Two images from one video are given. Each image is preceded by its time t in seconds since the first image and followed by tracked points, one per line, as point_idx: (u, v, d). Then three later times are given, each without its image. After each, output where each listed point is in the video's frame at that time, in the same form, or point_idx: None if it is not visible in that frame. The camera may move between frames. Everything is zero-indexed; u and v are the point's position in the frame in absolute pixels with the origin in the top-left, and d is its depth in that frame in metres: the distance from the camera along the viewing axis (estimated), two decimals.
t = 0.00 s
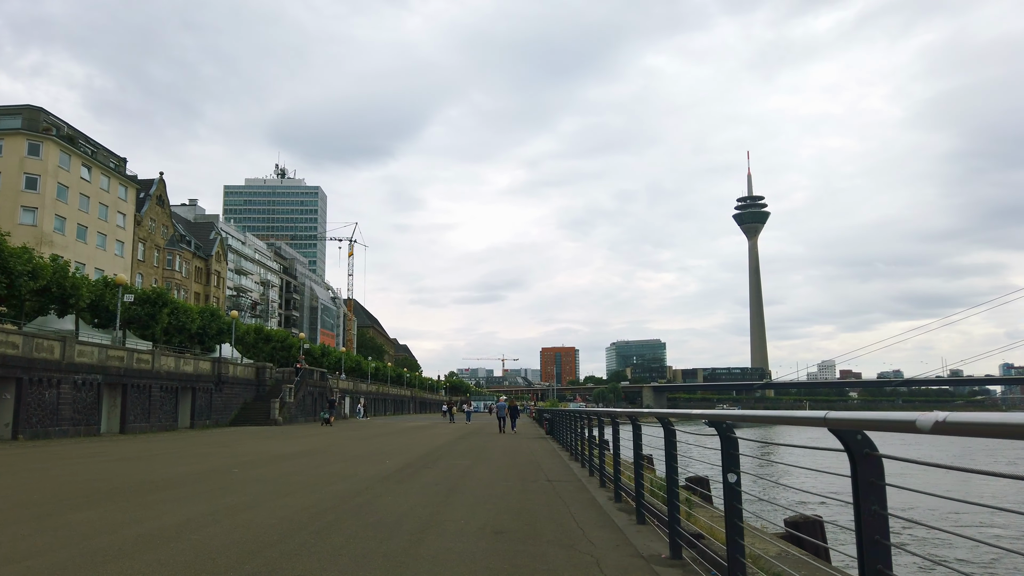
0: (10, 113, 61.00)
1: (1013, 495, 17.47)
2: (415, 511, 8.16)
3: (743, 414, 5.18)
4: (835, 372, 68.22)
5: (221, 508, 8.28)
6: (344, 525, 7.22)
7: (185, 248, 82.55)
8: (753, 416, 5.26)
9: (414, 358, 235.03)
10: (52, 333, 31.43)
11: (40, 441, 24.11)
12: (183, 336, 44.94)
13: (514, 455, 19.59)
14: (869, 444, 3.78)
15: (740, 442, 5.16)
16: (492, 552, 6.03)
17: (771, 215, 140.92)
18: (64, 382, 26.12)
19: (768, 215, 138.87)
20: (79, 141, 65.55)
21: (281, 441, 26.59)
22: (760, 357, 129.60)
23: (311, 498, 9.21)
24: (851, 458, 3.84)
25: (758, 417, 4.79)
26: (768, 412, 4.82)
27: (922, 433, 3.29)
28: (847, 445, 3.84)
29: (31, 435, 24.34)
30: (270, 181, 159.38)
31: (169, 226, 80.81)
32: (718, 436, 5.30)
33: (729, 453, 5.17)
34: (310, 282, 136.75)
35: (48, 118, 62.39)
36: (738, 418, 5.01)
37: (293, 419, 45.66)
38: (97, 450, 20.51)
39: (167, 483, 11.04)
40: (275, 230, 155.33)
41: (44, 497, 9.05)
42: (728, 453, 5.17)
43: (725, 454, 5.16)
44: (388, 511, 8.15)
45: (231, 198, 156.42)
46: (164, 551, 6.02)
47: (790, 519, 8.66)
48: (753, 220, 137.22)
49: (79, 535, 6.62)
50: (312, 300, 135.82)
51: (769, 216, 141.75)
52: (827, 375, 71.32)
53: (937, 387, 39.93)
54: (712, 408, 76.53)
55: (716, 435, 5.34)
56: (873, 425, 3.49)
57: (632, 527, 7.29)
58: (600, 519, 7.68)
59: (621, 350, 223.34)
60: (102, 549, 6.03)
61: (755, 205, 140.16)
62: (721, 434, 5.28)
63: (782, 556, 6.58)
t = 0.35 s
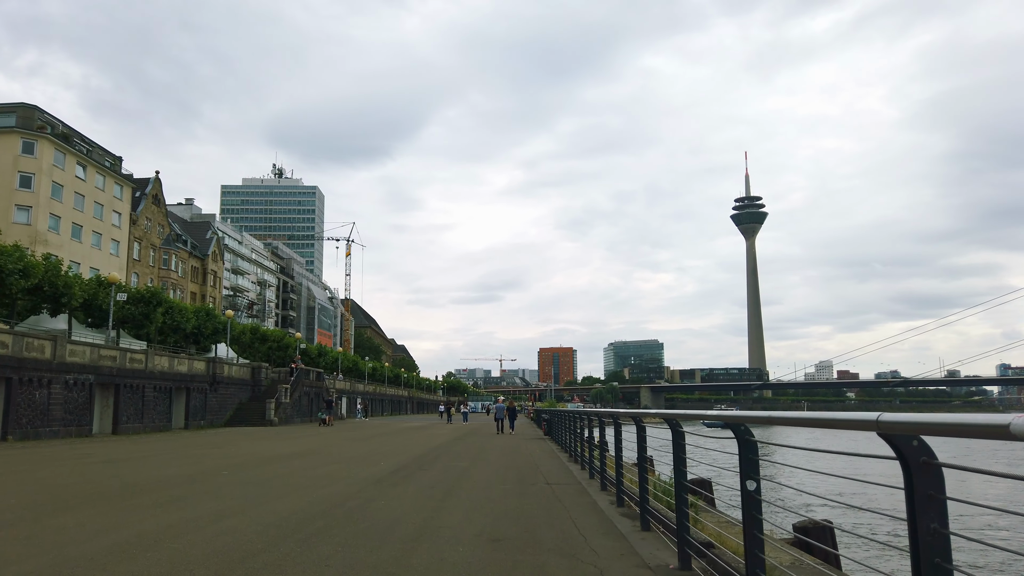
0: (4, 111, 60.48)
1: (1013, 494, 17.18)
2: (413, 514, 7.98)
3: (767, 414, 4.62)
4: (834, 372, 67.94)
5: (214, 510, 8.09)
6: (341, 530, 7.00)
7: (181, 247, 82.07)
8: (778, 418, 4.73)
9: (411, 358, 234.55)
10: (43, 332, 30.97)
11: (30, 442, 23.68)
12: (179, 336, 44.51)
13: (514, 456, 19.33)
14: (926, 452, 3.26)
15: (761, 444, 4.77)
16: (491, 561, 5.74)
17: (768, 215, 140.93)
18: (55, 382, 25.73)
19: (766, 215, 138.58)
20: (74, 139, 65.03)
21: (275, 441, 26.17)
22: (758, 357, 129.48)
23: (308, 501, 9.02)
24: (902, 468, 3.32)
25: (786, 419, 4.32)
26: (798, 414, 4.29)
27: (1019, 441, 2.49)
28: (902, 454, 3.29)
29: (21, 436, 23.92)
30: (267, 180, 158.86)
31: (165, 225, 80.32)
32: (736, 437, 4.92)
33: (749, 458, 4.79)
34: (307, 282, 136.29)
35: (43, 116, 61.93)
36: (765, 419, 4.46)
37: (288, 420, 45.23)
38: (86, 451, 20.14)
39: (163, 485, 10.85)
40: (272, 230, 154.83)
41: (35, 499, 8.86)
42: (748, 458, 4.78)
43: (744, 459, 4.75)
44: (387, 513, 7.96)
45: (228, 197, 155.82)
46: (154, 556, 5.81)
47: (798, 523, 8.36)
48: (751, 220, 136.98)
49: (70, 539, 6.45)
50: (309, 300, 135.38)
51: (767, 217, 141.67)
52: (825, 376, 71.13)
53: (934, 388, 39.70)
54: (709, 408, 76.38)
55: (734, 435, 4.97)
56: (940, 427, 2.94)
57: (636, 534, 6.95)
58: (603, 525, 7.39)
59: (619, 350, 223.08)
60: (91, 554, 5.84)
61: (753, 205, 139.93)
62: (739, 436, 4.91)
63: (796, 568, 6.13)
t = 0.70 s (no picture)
0: (3, 110, 60.24)
1: None
2: (414, 516, 7.75)
3: (804, 413, 3.67)
4: (838, 373, 67.51)
5: (216, 510, 8.02)
6: (342, 530, 6.90)
7: (182, 247, 81.83)
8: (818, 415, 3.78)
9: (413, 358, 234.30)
10: (42, 331, 30.69)
11: (26, 442, 23.36)
12: (178, 336, 44.22)
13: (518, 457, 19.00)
14: (1014, 455, 2.52)
15: (793, 450, 3.86)
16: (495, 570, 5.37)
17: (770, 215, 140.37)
18: (52, 381, 25.44)
19: (768, 215, 138.14)
20: (74, 138, 64.79)
21: (273, 442, 25.79)
22: (760, 358, 129.06)
23: (310, 501, 8.95)
24: (988, 479, 2.58)
25: (827, 418, 3.44)
26: (845, 412, 3.39)
27: None
28: (981, 457, 2.56)
29: (17, 436, 23.58)
30: (269, 181, 158.65)
31: (166, 225, 80.04)
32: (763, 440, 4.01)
33: (779, 464, 3.89)
34: (308, 282, 136.02)
35: (43, 115, 61.66)
36: (793, 418, 3.58)
37: (289, 420, 44.91)
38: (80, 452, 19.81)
39: (166, 484, 10.78)
40: (273, 230, 154.60)
41: (39, 498, 8.85)
42: (775, 469, 3.88)
43: (771, 466, 3.87)
44: (388, 513, 7.88)
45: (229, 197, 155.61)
46: (152, 556, 5.73)
47: (816, 527, 7.85)
48: (753, 220, 136.51)
49: (70, 539, 6.42)
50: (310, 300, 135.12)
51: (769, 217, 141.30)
52: (827, 376, 70.74)
53: (938, 388, 39.30)
54: (712, 408, 76.00)
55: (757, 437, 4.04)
56: None
57: (646, 542, 6.52)
58: (612, 531, 7.02)
59: (621, 350, 222.72)
60: (91, 556, 5.78)
61: (754, 205, 139.53)
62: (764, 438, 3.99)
63: None
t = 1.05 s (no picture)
0: (5, 110, 60.08)
1: None
2: (413, 525, 7.46)
3: (843, 425, 3.34)
4: (842, 374, 67.01)
5: (210, 518, 7.78)
6: (338, 540, 6.64)
7: (184, 247, 81.66)
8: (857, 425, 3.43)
9: (416, 359, 234.03)
10: (40, 332, 30.42)
11: (23, 444, 23.08)
12: (179, 336, 43.97)
13: (522, 460, 18.69)
14: None
15: (826, 463, 3.52)
16: None
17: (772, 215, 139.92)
18: (49, 382, 25.16)
19: (771, 215, 137.59)
20: (75, 138, 64.60)
21: (279, 444, 25.56)
22: (763, 358, 128.61)
23: (307, 508, 8.69)
24: None
25: (873, 433, 3.10)
26: (892, 425, 3.07)
27: None
28: None
29: (14, 437, 23.29)
30: (271, 181, 158.41)
31: (168, 225, 79.83)
32: (792, 450, 3.68)
33: (810, 479, 3.55)
34: (311, 282, 135.74)
35: (44, 114, 61.38)
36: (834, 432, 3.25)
37: (290, 422, 44.61)
38: (77, 454, 19.52)
39: (164, 488, 10.62)
40: (276, 231, 154.41)
41: (30, 505, 8.70)
42: (807, 485, 3.54)
43: (801, 483, 3.54)
44: (385, 522, 7.61)
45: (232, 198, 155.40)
46: (136, 569, 5.49)
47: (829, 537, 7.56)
48: (755, 220, 136.01)
49: (58, 549, 6.20)
50: (313, 301, 134.81)
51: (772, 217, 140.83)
52: (831, 376, 70.37)
53: (941, 389, 39.08)
54: (715, 409, 75.62)
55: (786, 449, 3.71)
56: None
57: (660, 553, 6.17)
58: (621, 543, 6.66)
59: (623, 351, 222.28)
60: (74, 568, 5.53)
61: (757, 206, 139.06)
62: (794, 448, 3.67)
63: None
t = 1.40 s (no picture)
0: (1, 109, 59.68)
1: None
2: (403, 528, 7.16)
3: (874, 420, 3.02)
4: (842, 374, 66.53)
5: (190, 521, 7.48)
6: (326, 543, 6.39)
7: (181, 247, 81.29)
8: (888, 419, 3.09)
9: (415, 359, 233.63)
10: (33, 331, 30.04)
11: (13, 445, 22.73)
12: (175, 336, 43.58)
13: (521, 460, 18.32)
14: None
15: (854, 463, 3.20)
16: None
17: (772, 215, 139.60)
18: (41, 382, 24.81)
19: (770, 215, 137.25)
20: (72, 137, 64.18)
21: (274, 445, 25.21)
22: (763, 358, 128.30)
23: (295, 510, 8.43)
24: None
25: (913, 429, 2.76)
26: (932, 420, 2.74)
27: None
28: None
29: (5, 438, 22.95)
30: (270, 181, 157.96)
31: (165, 225, 79.44)
32: (816, 449, 3.33)
33: (837, 482, 3.23)
34: (309, 283, 135.35)
35: (40, 113, 60.99)
36: (864, 428, 2.92)
37: (287, 422, 44.24)
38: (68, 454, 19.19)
39: (150, 490, 10.34)
40: (275, 231, 154.01)
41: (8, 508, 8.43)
42: (836, 487, 3.21)
43: (828, 484, 3.21)
44: (375, 525, 7.32)
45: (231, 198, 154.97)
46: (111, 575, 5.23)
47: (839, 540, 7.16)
48: (755, 221, 135.68)
49: (28, 555, 5.93)
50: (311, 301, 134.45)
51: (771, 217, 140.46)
52: (831, 376, 70.05)
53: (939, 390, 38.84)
54: (714, 409, 75.29)
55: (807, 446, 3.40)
56: None
57: (663, 560, 5.82)
58: (621, 548, 6.35)
59: (623, 351, 221.97)
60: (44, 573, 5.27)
61: (756, 206, 138.74)
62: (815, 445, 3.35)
63: None
